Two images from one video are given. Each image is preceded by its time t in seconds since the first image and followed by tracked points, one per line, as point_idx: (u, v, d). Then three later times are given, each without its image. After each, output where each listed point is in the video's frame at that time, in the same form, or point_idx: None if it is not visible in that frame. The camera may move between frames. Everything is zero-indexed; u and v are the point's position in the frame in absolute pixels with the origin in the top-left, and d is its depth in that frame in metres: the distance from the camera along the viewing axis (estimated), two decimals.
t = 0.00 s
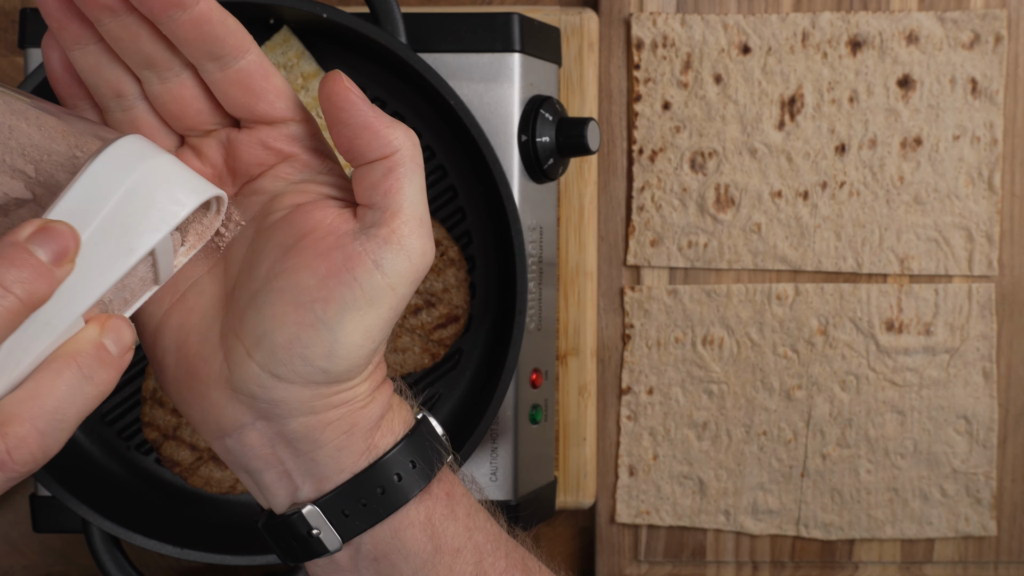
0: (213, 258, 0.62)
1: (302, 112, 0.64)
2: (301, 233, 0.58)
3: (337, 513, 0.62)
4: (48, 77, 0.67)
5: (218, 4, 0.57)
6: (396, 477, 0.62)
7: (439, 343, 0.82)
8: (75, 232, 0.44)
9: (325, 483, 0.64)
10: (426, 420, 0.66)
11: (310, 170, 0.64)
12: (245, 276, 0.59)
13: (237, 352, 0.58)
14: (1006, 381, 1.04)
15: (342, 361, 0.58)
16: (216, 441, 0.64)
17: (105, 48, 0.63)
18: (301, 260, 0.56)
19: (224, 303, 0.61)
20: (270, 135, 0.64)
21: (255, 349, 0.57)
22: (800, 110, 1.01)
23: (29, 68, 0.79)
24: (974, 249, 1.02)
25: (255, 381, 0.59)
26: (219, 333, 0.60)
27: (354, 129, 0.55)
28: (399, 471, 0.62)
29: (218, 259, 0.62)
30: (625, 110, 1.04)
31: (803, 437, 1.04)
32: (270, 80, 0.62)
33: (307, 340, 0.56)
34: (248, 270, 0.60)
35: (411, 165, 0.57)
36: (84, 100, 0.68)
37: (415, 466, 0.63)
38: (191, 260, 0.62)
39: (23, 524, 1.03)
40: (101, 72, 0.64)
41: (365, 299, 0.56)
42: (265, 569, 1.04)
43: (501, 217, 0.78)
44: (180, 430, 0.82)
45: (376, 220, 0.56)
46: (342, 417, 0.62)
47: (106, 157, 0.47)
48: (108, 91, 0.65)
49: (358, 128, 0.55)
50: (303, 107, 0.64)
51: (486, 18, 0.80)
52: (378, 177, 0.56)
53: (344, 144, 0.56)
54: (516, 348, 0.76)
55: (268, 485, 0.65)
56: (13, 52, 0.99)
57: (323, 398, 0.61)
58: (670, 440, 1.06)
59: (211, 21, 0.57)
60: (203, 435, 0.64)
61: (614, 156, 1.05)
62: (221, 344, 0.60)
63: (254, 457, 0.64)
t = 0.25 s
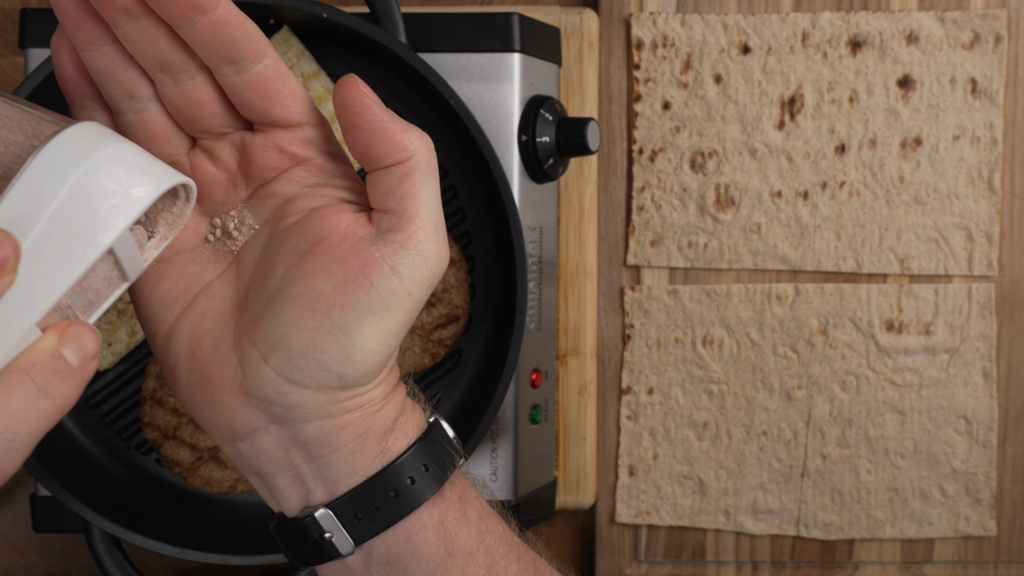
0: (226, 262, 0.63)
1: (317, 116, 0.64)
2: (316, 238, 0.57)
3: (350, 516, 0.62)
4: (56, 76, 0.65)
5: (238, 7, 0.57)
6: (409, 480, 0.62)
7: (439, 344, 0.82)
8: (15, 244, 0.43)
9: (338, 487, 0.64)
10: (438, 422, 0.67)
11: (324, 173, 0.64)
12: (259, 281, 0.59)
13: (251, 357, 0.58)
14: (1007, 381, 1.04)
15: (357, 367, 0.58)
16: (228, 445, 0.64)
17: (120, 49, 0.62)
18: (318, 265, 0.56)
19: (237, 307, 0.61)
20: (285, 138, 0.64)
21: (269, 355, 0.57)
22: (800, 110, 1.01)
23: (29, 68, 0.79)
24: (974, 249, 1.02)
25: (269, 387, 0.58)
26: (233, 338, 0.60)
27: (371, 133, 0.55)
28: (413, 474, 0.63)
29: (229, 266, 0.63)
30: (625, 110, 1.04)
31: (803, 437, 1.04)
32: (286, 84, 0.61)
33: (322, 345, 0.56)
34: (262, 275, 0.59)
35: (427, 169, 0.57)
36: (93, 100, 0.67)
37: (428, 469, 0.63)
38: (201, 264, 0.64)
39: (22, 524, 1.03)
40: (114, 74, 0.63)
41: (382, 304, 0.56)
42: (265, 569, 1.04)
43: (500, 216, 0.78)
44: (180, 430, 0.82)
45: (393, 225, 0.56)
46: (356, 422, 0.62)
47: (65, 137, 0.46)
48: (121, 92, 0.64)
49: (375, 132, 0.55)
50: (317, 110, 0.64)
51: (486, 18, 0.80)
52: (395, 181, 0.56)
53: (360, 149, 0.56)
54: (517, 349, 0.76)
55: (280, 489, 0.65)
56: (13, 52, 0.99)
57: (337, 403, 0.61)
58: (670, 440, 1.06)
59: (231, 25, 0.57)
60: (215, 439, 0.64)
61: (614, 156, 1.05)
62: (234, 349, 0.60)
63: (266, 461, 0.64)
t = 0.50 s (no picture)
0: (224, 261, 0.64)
1: (317, 118, 0.63)
2: (313, 237, 0.58)
3: (347, 518, 0.62)
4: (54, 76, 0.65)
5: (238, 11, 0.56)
6: (406, 481, 0.62)
7: (439, 344, 0.82)
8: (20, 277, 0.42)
9: (335, 488, 0.64)
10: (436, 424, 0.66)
11: (324, 174, 0.64)
12: (257, 280, 0.60)
13: (247, 356, 0.58)
14: (1007, 381, 1.04)
15: (353, 367, 0.58)
16: (224, 445, 0.64)
17: (118, 52, 0.61)
18: (314, 264, 0.56)
19: (235, 306, 0.61)
20: (285, 140, 0.63)
21: (265, 353, 0.57)
22: (800, 110, 1.01)
23: (29, 68, 0.79)
24: (974, 249, 1.02)
25: (265, 386, 0.58)
26: (229, 337, 0.60)
27: (370, 132, 0.55)
28: (410, 475, 0.62)
29: (226, 264, 0.63)
30: (625, 110, 1.04)
31: (803, 437, 1.04)
32: (287, 86, 0.61)
33: (318, 345, 0.56)
34: (260, 274, 0.60)
35: (426, 169, 0.57)
36: (90, 100, 0.66)
37: (425, 471, 0.63)
38: (200, 262, 0.64)
39: (22, 524, 1.03)
40: (112, 77, 0.62)
41: (378, 303, 0.56)
42: (265, 569, 1.04)
43: (501, 215, 0.78)
44: (180, 430, 0.82)
45: (390, 224, 0.56)
46: (353, 423, 0.62)
47: (75, 153, 0.45)
48: (120, 94, 0.64)
49: (374, 131, 0.55)
50: (318, 112, 0.63)
51: (485, 18, 0.80)
52: (394, 180, 0.56)
53: (360, 147, 0.56)
54: (518, 347, 0.76)
55: (277, 490, 0.65)
56: (13, 52, 0.99)
57: (333, 403, 0.61)
58: (670, 440, 1.06)
59: (231, 29, 0.56)
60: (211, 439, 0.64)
61: (614, 156, 1.05)
62: (231, 348, 0.60)
63: (262, 462, 0.64)
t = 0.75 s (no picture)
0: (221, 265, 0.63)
1: (317, 125, 0.64)
2: (312, 245, 0.58)
3: (344, 528, 0.62)
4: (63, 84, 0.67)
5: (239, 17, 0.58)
6: (403, 491, 0.62)
7: (439, 344, 0.82)
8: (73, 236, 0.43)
9: (332, 497, 0.64)
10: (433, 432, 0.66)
11: (323, 181, 0.64)
12: (254, 287, 0.59)
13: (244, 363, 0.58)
14: (1007, 381, 1.04)
15: (351, 374, 0.58)
16: (218, 454, 0.63)
17: (122, 60, 0.63)
18: (313, 271, 0.56)
19: (232, 313, 0.60)
20: (286, 147, 0.64)
21: (263, 359, 0.57)
22: (800, 110, 1.01)
23: (29, 68, 0.79)
24: (974, 249, 1.02)
25: (262, 393, 0.58)
26: (226, 344, 0.60)
27: (369, 139, 0.56)
28: (407, 485, 0.62)
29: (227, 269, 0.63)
30: (625, 110, 1.04)
31: (803, 437, 1.04)
32: (287, 93, 0.62)
33: (316, 351, 0.56)
34: (258, 281, 0.60)
35: (425, 177, 0.58)
36: (97, 109, 0.68)
37: (422, 481, 0.63)
38: (200, 269, 0.63)
39: (22, 524, 1.03)
40: (117, 84, 0.64)
41: (377, 311, 0.56)
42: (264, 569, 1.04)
43: (501, 215, 0.78)
44: (179, 430, 0.82)
45: (389, 231, 0.57)
46: (350, 431, 0.62)
47: (99, 150, 0.47)
48: (123, 102, 0.66)
49: (373, 138, 0.56)
50: (319, 120, 0.64)
51: (486, 18, 0.80)
52: (393, 187, 0.57)
53: (359, 155, 0.58)
54: (517, 350, 0.76)
55: (274, 499, 0.65)
56: (13, 52, 0.99)
57: (331, 411, 0.61)
58: (670, 440, 1.06)
59: (231, 34, 0.57)
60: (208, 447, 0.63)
61: (614, 156, 1.05)
62: (227, 355, 0.59)
63: (258, 472, 0.63)
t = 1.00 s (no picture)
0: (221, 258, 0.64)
1: (317, 115, 0.63)
2: (313, 235, 0.57)
3: (345, 518, 0.62)
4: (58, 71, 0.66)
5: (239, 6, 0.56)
6: (404, 481, 0.62)
7: (439, 344, 0.82)
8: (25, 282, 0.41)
9: (332, 488, 0.64)
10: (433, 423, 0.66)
11: (323, 171, 0.64)
12: (255, 277, 0.60)
13: (247, 354, 0.58)
14: (1006, 381, 1.04)
15: (352, 365, 0.58)
16: (220, 443, 0.64)
17: (119, 47, 0.62)
18: (314, 261, 0.56)
19: (233, 304, 0.61)
20: (285, 136, 0.63)
21: (264, 349, 0.57)
22: (800, 110, 1.01)
23: (29, 68, 0.79)
24: (974, 249, 1.02)
25: (264, 384, 0.59)
26: (228, 333, 0.60)
27: (371, 129, 0.55)
28: (407, 475, 0.62)
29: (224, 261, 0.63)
30: (625, 110, 1.04)
31: (803, 437, 1.04)
32: (286, 83, 0.61)
33: (317, 343, 0.56)
34: (258, 271, 0.60)
35: (427, 167, 0.57)
36: (92, 97, 0.67)
37: (423, 470, 0.63)
38: (198, 260, 0.64)
39: (22, 524, 1.03)
40: (112, 71, 0.63)
41: (378, 302, 0.56)
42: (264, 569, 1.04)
43: (501, 216, 0.78)
44: (179, 430, 0.82)
45: (391, 222, 0.56)
46: (351, 421, 0.63)
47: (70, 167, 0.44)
48: (120, 90, 0.64)
49: (374, 129, 0.55)
50: (317, 109, 0.63)
51: (485, 18, 0.80)
52: (394, 178, 0.56)
53: (360, 145, 0.56)
54: (518, 347, 0.76)
55: (274, 489, 0.65)
56: (13, 52, 0.99)
57: (331, 401, 0.61)
58: (670, 440, 1.06)
59: (230, 24, 0.56)
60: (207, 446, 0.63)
61: (614, 156, 1.05)
62: (229, 345, 0.60)
63: (258, 462, 0.64)
